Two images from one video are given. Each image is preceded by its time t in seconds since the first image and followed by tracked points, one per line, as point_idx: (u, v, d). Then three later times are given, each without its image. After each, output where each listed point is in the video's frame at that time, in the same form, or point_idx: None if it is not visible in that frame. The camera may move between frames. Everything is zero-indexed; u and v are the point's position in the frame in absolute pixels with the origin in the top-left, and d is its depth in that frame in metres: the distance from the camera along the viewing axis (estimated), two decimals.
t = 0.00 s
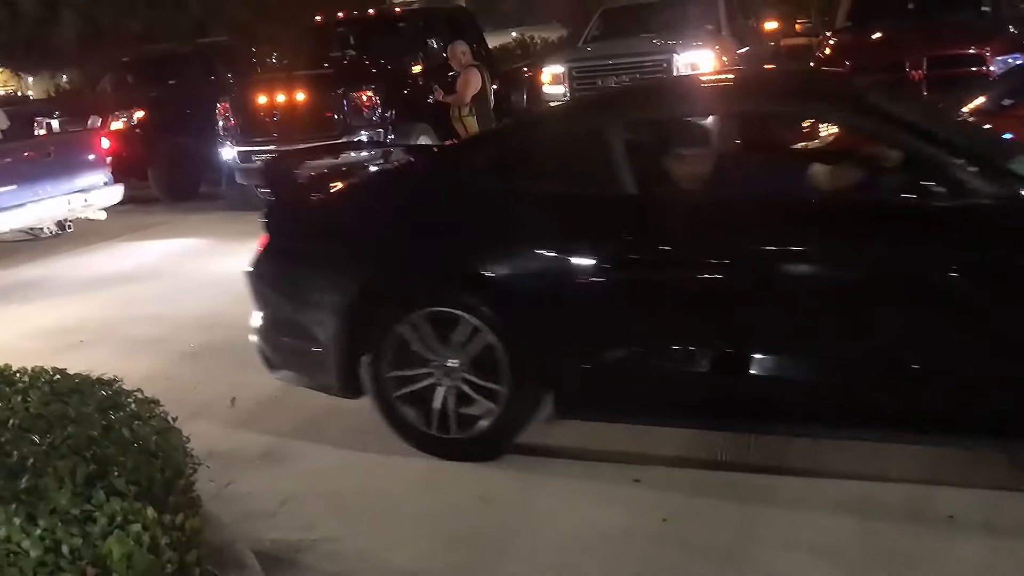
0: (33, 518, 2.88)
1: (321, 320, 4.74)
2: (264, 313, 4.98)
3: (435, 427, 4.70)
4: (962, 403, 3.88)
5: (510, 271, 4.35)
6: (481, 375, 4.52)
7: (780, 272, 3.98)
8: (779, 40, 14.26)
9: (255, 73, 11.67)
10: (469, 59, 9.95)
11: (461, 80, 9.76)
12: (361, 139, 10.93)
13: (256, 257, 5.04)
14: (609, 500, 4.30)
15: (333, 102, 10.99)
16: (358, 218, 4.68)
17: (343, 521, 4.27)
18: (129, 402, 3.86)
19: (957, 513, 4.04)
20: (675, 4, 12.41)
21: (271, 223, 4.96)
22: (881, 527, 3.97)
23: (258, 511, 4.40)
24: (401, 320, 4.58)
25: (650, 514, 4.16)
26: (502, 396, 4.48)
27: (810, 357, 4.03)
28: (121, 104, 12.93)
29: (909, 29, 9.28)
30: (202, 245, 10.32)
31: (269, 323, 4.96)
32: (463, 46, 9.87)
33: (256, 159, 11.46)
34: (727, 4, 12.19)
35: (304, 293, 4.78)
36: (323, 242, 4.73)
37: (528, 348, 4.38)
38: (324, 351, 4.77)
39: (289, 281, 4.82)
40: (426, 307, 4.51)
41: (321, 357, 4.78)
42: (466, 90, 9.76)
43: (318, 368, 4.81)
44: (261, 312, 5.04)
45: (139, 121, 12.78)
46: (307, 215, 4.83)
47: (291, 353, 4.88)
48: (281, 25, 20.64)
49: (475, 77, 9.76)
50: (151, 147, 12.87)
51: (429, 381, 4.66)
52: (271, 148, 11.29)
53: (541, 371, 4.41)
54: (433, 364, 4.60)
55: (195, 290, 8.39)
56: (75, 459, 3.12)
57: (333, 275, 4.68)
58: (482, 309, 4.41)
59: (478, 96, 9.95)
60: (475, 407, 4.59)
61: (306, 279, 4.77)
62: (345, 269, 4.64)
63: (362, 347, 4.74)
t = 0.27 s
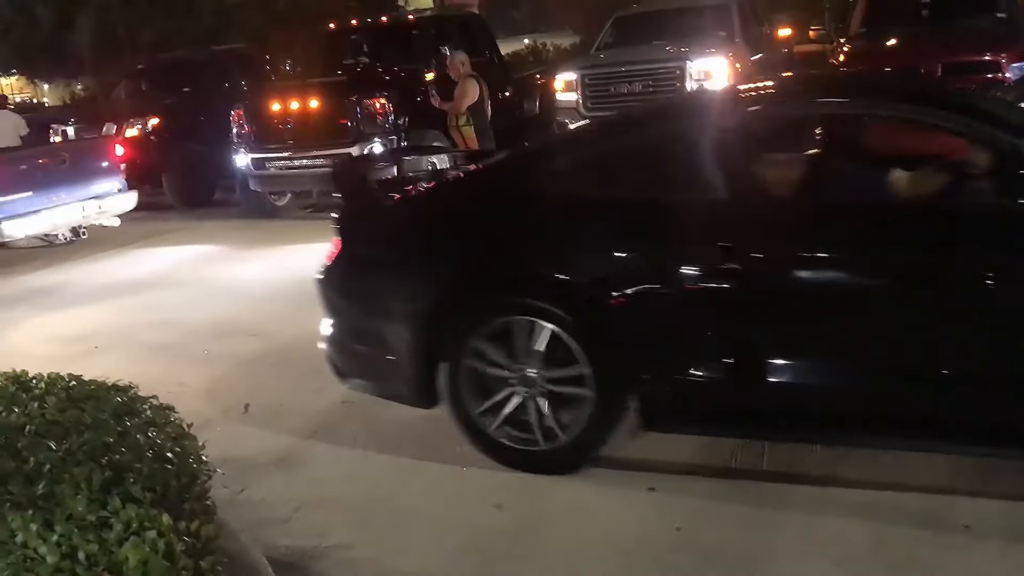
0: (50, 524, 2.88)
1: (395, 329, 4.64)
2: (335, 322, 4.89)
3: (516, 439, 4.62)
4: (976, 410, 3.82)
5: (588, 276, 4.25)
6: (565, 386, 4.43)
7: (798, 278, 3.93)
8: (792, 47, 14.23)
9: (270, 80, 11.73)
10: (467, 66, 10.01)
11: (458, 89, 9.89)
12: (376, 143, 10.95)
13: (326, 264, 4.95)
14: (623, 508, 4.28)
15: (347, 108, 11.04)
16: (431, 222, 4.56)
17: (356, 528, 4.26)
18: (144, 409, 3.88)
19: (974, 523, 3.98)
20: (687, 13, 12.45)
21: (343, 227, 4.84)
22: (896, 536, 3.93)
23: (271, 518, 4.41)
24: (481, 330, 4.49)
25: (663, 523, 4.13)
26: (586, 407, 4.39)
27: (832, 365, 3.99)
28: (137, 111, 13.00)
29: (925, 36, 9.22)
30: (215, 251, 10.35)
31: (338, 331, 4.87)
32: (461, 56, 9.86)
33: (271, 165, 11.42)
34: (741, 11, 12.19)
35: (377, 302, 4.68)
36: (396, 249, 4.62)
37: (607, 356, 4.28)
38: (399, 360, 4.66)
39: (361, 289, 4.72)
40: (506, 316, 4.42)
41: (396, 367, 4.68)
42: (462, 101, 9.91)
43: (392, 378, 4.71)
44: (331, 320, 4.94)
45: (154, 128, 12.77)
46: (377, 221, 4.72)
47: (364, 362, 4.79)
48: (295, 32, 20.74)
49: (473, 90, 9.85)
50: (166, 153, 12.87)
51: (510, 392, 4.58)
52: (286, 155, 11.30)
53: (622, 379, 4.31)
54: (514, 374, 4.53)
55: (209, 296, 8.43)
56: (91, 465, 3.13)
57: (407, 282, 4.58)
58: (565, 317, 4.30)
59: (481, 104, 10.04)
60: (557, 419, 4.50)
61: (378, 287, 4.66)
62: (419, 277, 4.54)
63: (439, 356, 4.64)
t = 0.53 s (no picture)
0: (66, 529, 2.89)
1: (472, 336, 4.56)
2: (409, 330, 4.81)
3: (597, 448, 4.52)
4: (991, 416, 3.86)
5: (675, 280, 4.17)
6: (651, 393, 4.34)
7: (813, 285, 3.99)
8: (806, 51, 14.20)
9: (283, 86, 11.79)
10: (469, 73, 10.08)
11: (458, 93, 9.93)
12: (388, 149, 11.08)
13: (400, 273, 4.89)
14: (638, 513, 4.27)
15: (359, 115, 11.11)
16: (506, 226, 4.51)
17: (369, 533, 4.27)
18: (159, 415, 3.91)
19: (990, 530, 3.96)
20: (700, 18, 12.43)
21: (419, 231, 4.78)
22: (911, 543, 3.91)
23: (285, 523, 4.41)
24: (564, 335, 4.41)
25: (677, 528, 4.12)
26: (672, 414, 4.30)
27: (845, 367, 4.03)
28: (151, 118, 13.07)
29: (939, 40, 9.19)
30: (229, 257, 10.40)
31: (413, 339, 4.79)
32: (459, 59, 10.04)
33: (284, 171, 11.48)
34: (753, 17, 12.19)
35: (455, 308, 4.60)
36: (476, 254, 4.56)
37: (692, 361, 4.19)
38: (477, 367, 4.57)
39: (439, 296, 4.65)
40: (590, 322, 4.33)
41: (473, 375, 4.59)
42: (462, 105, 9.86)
43: (469, 386, 4.62)
44: (404, 327, 4.87)
45: (168, 134, 12.80)
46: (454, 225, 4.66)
47: (441, 371, 4.70)
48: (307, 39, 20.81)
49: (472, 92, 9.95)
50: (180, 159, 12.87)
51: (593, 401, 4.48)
52: (298, 161, 11.34)
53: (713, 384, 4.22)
54: (597, 382, 4.43)
55: (223, 301, 8.47)
56: (106, 471, 3.14)
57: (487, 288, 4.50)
58: (649, 323, 4.23)
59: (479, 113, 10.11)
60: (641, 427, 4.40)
61: (456, 294, 4.59)
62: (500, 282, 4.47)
63: (517, 364, 4.57)
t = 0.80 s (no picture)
0: (82, 534, 2.90)
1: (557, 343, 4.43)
2: (485, 335, 4.66)
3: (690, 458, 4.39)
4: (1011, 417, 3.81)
5: (773, 287, 4.05)
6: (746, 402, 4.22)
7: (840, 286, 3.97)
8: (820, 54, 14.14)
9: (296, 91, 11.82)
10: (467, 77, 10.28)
11: (459, 98, 10.14)
12: (400, 153, 11.13)
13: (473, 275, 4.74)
14: (655, 519, 4.24)
15: (371, 120, 11.13)
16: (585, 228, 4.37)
17: (382, 538, 4.26)
18: (173, 420, 3.92)
19: (1010, 536, 3.91)
20: (713, 21, 12.40)
21: (495, 232, 4.62)
22: (929, 549, 3.87)
23: (299, 529, 4.41)
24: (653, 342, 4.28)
25: (692, 534, 4.09)
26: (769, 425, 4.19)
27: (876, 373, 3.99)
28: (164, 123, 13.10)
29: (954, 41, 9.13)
30: (242, 262, 10.41)
31: (489, 345, 4.64)
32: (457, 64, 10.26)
33: (297, 176, 11.47)
34: (765, 20, 12.15)
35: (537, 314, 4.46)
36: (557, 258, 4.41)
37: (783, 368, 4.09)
38: (561, 375, 4.45)
39: (518, 301, 4.51)
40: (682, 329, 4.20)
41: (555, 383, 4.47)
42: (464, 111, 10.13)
43: (551, 394, 4.50)
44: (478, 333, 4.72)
45: (182, 139, 12.80)
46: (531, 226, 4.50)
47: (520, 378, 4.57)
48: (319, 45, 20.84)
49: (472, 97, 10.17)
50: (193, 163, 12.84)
51: (683, 409, 4.35)
52: (310, 166, 11.34)
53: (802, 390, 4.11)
54: (688, 391, 4.30)
55: (237, 306, 8.47)
56: (122, 476, 3.15)
57: (572, 294, 4.37)
58: (740, 328, 4.11)
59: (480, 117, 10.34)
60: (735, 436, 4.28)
61: (537, 300, 4.46)
62: (586, 287, 4.34)
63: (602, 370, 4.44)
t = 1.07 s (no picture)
0: (99, 538, 2.91)
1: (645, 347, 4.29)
2: (565, 341, 4.54)
3: (785, 468, 4.27)
4: None
5: (867, 294, 3.96)
6: (848, 409, 4.09)
7: (890, 296, 3.94)
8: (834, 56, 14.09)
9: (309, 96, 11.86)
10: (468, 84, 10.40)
11: (459, 105, 10.22)
12: (412, 158, 11.16)
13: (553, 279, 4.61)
14: (670, 524, 4.22)
15: (384, 124, 11.14)
16: (670, 231, 4.30)
17: (396, 543, 4.26)
18: (188, 424, 3.94)
19: None
20: (726, 24, 12.41)
21: (577, 235, 4.51)
22: (946, 554, 3.84)
23: (314, 533, 4.41)
24: (749, 349, 4.16)
25: (708, 539, 4.07)
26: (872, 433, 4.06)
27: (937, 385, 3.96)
28: (177, 127, 13.16)
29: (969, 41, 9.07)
30: (256, 266, 10.44)
31: (570, 350, 4.51)
32: (458, 72, 10.42)
33: (310, 180, 11.49)
34: (778, 24, 12.13)
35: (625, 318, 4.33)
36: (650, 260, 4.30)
37: (886, 372, 3.99)
38: (649, 381, 4.32)
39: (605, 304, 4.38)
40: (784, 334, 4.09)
41: (643, 390, 4.34)
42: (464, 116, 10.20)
43: (638, 402, 4.36)
44: (557, 339, 4.61)
45: (195, 144, 12.81)
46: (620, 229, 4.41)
47: (602, 385, 4.43)
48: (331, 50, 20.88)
49: (472, 105, 10.24)
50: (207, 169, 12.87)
51: (780, 417, 4.22)
52: (322, 170, 11.37)
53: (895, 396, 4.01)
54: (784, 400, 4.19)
55: (250, 311, 8.49)
56: (137, 481, 3.16)
57: (660, 300, 4.26)
58: (834, 330, 4.02)
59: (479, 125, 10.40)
60: (836, 445, 4.15)
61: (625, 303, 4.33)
62: (680, 291, 4.22)
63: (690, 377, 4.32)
